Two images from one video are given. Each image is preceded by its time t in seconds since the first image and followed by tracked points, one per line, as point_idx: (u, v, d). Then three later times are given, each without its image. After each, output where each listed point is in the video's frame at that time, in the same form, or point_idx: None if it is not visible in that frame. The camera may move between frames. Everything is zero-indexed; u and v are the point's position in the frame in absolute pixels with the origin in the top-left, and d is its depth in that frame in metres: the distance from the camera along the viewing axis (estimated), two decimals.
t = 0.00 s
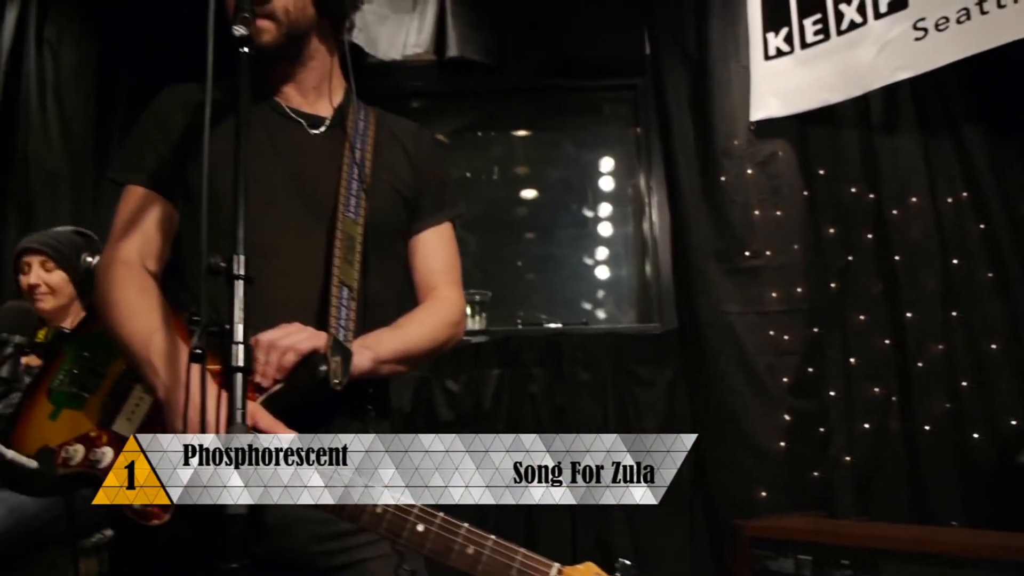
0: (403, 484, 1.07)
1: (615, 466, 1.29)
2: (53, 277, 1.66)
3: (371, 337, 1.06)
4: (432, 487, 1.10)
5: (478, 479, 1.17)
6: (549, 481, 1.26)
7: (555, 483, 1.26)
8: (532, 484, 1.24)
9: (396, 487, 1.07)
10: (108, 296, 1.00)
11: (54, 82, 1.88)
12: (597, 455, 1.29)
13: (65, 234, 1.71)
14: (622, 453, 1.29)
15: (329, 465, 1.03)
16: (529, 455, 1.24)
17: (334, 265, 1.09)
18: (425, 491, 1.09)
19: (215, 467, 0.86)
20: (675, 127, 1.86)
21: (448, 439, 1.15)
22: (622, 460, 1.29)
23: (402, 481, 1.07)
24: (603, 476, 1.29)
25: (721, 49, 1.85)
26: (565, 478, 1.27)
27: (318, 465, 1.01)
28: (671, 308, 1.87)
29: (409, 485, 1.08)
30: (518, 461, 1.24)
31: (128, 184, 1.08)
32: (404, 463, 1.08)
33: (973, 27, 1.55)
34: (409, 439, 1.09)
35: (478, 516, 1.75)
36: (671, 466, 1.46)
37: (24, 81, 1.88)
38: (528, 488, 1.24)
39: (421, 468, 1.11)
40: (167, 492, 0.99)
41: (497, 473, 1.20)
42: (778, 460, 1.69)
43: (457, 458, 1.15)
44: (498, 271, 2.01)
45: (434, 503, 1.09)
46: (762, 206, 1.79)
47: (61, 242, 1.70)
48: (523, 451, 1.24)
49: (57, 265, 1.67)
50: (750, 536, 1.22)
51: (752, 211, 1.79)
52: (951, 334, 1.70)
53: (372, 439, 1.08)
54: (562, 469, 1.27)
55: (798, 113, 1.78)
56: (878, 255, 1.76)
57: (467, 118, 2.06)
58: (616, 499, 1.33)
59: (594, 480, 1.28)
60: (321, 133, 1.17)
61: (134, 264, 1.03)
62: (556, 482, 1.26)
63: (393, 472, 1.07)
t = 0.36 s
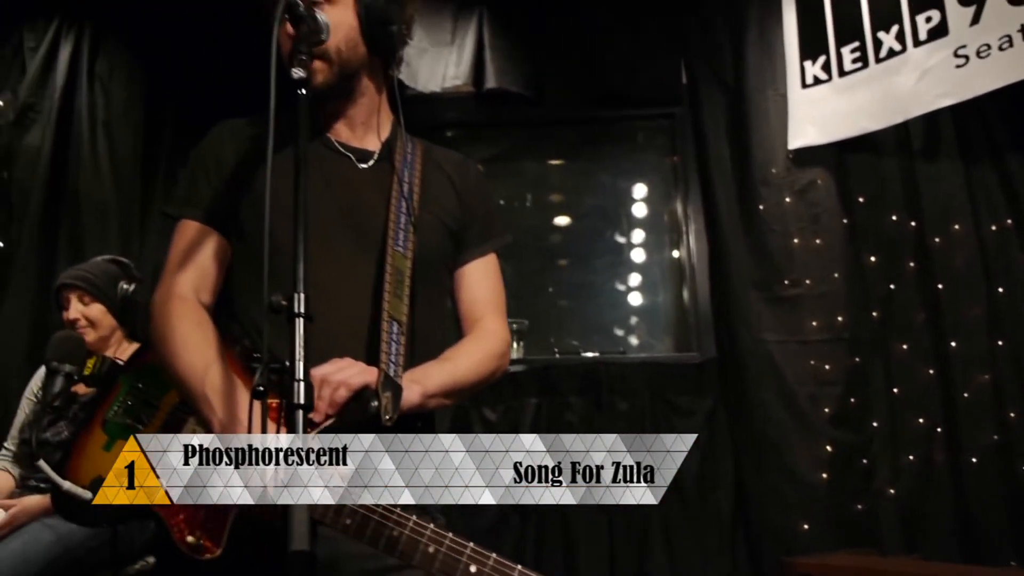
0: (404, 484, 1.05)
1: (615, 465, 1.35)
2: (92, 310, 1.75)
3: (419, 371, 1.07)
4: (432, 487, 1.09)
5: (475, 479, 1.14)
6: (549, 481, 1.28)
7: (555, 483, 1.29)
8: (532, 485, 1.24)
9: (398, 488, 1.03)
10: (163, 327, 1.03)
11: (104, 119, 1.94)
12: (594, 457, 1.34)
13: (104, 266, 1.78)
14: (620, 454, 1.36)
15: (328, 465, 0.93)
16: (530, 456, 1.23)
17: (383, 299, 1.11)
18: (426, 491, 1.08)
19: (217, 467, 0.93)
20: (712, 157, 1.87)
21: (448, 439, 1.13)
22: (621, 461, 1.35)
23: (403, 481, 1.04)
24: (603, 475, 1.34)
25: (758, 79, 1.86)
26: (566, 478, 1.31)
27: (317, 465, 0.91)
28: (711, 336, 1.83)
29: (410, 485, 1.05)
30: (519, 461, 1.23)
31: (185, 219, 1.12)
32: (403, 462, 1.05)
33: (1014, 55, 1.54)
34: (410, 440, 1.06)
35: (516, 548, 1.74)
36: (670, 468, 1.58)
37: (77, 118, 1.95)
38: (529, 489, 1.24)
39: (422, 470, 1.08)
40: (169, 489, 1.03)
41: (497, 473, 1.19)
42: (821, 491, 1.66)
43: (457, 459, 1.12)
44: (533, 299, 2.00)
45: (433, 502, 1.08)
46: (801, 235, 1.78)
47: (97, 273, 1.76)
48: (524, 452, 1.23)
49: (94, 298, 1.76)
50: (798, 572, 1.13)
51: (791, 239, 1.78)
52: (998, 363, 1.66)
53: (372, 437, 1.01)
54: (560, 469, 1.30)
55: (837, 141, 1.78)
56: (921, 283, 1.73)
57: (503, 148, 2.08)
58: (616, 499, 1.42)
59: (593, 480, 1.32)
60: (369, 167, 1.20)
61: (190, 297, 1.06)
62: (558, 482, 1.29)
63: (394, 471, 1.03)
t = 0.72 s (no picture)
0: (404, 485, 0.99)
1: (615, 466, 1.21)
2: (126, 336, 1.78)
3: (454, 399, 1.09)
4: (432, 487, 1.02)
5: (475, 479, 1.06)
6: (549, 480, 1.16)
7: (553, 483, 1.17)
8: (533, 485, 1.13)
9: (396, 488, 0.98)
10: (201, 356, 1.05)
11: (140, 146, 1.99)
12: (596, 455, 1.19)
13: (137, 291, 1.80)
14: (621, 454, 1.20)
15: (328, 466, 0.83)
16: (530, 455, 1.12)
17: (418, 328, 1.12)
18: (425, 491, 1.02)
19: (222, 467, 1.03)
20: (741, 178, 1.86)
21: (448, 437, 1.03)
22: (621, 461, 1.21)
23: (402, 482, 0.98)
24: (603, 475, 1.21)
25: (787, 101, 1.86)
26: (564, 478, 1.17)
27: (316, 465, 0.84)
28: (742, 360, 1.81)
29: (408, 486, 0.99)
30: (519, 461, 1.12)
31: (220, 246, 1.13)
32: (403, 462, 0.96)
33: None
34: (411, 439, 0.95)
35: None
36: (669, 467, 1.45)
37: (114, 146, 1.99)
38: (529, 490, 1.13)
39: (420, 469, 0.99)
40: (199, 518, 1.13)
41: (498, 473, 1.09)
42: (857, 518, 1.63)
43: (457, 459, 1.03)
44: (561, 321, 2.00)
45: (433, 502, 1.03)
46: (833, 256, 1.77)
47: (131, 300, 1.78)
48: (524, 451, 1.12)
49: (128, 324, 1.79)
50: None
51: (823, 262, 1.77)
52: None
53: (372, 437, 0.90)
54: (562, 469, 1.17)
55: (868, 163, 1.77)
56: (956, 306, 1.70)
57: (531, 172, 2.10)
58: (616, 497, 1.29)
59: (593, 479, 1.20)
60: (402, 192, 1.21)
61: (223, 325, 1.07)
62: (556, 482, 1.16)
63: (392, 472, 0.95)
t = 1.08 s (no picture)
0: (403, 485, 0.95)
1: (615, 466, 1.19)
2: (153, 354, 1.80)
3: (483, 419, 1.07)
4: (432, 487, 0.98)
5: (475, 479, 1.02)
6: (549, 480, 1.12)
7: (554, 483, 1.13)
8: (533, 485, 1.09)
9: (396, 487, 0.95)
10: (234, 376, 1.04)
11: (171, 165, 2.01)
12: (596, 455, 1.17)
13: (164, 310, 1.83)
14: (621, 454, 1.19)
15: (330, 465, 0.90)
16: (530, 456, 1.08)
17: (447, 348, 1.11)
18: (425, 491, 0.98)
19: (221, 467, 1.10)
20: (771, 193, 1.84)
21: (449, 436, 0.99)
22: (621, 461, 1.19)
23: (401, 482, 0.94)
24: (602, 475, 1.19)
25: (817, 117, 1.84)
26: (564, 478, 1.14)
27: (316, 465, 0.92)
28: (773, 380, 1.78)
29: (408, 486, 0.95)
30: (519, 460, 1.07)
31: (250, 267, 1.13)
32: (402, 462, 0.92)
33: None
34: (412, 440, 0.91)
35: None
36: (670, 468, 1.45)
37: (145, 166, 2.02)
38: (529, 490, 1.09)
39: (420, 470, 0.96)
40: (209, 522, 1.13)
41: (498, 472, 1.04)
42: (892, 541, 1.60)
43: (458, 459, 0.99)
44: (586, 338, 1.98)
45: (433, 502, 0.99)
46: (865, 274, 1.75)
47: (157, 318, 1.81)
48: (525, 451, 1.07)
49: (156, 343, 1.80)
50: None
51: (855, 280, 1.75)
52: None
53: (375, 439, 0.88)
54: (562, 469, 1.14)
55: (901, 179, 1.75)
56: (993, 324, 1.65)
57: (556, 188, 2.09)
58: (617, 499, 1.24)
59: (592, 479, 1.18)
60: (431, 211, 1.21)
61: (253, 347, 1.07)
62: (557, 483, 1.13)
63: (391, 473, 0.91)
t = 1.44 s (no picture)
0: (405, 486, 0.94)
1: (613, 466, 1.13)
2: (183, 376, 1.80)
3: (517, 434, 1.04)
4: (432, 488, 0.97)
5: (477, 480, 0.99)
6: (550, 481, 1.05)
7: (554, 483, 1.05)
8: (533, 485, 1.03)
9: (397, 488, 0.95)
10: (264, 398, 1.01)
11: (202, 186, 2.03)
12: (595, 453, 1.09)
13: (193, 331, 1.83)
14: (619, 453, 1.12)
15: (328, 466, 0.98)
16: (530, 455, 1.03)
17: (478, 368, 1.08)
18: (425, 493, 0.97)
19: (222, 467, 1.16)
20: (806, 208, 1.80)
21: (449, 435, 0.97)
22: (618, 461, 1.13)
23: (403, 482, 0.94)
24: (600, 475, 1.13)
25: (853, 128, 1.80)
26: (564, 478, 1.06)
27: (317, 465, 0.98)
28: (810, 399, 1.75)
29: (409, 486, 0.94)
30: (519, 462, 1.02)
31: (275, 287, 1.10)
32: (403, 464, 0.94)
33: None
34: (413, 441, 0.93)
35: None
36: (669, 465, 1.56)
37: (176, 188, 2.03)
38: (530, 491, 1.03)
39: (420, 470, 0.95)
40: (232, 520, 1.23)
41: (499, 473, 1.00)
42: (940, 566, 1.53)
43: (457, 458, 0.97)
44: (616, 355, 1.94)
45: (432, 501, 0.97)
46: (906, 288, 1.69)
47: (186, 339, 1.81)
48: (524, 450, 1.02)
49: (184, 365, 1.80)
50: None
51: (895, 294, 1.70)
52: None
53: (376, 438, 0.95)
54: (561, 467, 1.05)
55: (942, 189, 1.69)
56: None
57: (586, 202, 2.07)
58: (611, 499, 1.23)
59: (592, 479, 1.13)
60: (460, 229, 1.19)
61: (283, 371, 1.05)
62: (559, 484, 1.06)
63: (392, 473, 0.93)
